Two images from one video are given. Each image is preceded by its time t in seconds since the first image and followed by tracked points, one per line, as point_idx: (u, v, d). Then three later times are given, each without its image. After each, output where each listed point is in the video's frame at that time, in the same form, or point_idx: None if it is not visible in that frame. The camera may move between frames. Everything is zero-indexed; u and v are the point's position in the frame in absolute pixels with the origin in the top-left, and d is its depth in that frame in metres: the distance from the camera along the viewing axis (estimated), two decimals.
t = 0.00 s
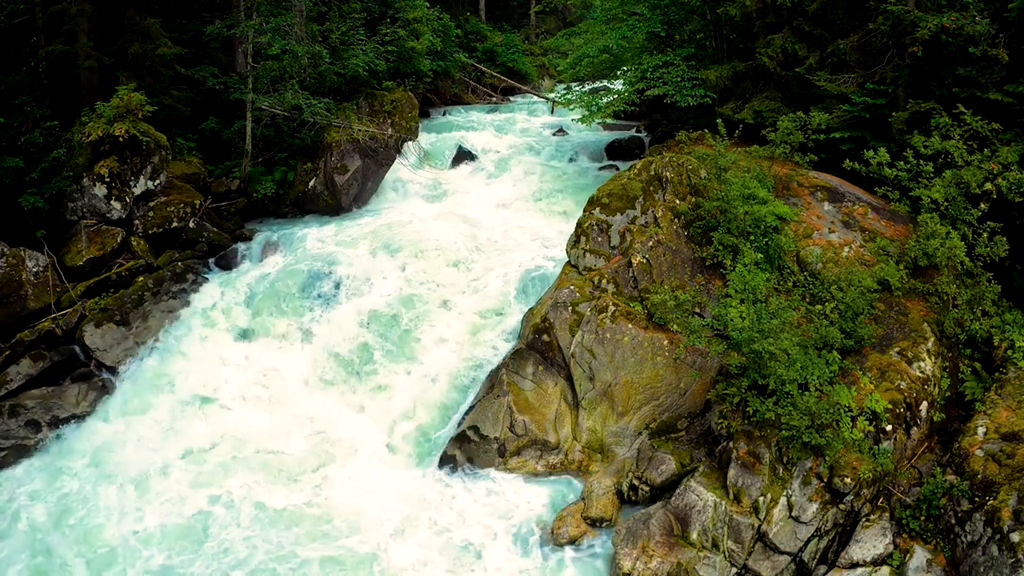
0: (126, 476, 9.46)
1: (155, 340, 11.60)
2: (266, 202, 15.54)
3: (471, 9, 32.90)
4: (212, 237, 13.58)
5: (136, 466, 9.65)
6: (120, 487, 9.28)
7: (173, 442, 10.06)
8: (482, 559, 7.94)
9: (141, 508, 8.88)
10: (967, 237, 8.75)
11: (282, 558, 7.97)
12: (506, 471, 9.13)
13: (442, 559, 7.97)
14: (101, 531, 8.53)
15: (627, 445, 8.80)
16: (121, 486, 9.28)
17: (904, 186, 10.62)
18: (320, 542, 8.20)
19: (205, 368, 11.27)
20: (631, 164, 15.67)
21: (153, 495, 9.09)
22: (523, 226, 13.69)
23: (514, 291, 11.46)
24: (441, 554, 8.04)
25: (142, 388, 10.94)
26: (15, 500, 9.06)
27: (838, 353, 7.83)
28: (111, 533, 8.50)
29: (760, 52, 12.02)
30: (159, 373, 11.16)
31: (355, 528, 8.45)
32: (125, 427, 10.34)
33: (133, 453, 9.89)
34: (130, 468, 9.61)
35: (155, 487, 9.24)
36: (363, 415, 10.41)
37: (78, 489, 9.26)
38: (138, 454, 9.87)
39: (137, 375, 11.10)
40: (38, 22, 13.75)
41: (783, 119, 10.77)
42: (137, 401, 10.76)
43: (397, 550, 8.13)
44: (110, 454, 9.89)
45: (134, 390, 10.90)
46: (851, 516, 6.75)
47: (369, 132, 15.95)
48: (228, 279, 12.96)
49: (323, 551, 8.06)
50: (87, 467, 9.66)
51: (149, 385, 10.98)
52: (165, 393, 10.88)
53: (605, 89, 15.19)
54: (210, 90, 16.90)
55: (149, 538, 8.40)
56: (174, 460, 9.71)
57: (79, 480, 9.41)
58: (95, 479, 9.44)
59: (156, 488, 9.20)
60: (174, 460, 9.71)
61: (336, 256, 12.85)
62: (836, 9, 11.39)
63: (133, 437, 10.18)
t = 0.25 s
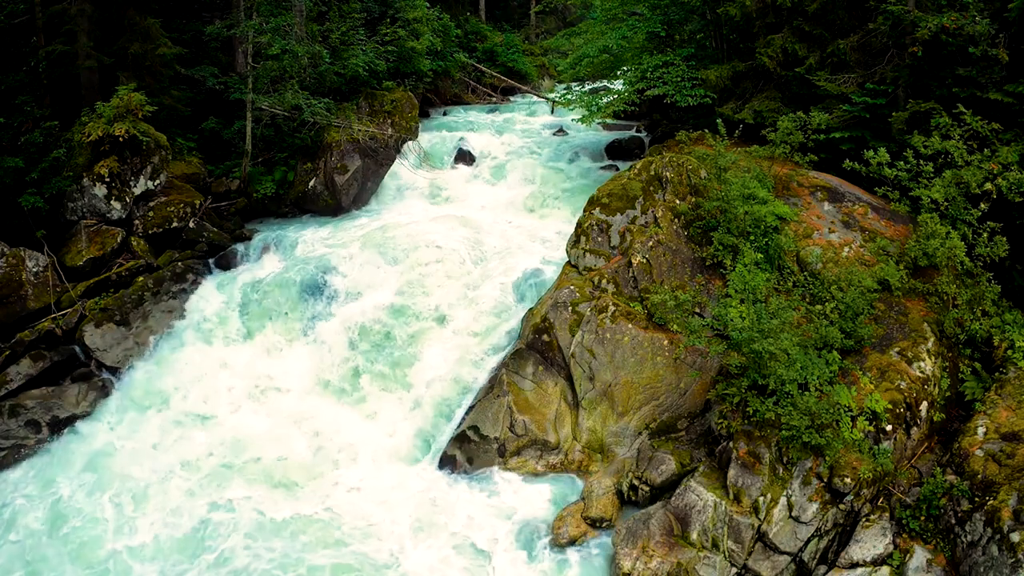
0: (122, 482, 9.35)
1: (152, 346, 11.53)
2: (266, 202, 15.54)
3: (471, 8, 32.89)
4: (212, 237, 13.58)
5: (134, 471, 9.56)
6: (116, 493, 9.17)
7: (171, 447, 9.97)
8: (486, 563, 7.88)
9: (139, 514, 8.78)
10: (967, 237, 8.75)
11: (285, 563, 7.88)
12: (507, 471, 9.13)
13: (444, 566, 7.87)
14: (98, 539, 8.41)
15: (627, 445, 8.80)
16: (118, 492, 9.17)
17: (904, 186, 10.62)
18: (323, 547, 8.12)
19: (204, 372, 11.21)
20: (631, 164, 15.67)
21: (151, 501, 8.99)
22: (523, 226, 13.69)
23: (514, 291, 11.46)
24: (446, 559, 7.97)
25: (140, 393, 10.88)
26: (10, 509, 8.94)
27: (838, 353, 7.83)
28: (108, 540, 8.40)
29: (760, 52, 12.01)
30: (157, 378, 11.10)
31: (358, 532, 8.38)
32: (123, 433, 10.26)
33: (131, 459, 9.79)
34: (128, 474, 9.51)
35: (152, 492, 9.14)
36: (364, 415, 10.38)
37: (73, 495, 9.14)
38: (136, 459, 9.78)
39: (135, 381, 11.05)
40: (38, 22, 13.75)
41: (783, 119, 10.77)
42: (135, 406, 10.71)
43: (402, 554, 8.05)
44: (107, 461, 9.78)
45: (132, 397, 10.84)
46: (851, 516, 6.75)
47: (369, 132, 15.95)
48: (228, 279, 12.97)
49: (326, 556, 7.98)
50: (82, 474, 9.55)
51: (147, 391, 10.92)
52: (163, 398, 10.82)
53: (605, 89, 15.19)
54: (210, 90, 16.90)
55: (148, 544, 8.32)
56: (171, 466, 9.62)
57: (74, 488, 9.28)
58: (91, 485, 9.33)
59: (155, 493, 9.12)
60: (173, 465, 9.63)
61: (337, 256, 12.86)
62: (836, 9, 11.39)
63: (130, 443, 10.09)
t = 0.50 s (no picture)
0: (120, 487, 9.28)
1: (150, 350, 11.46)
2: (266, 202, 15.54)
3: (471, 8, 32.87)
4: (212, 237, 13.58)
5: (132, 476, 9.49)
6: (115, 498, 9.10)
7: (169, 451, 9.91)
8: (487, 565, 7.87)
9: (137, 520, 8.72)
10: (967, 237, 8.75)
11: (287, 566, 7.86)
12: (506, 471, 9.13)
13: (446, 569, 7.86)
14: (97, 544, 8.34)
15: (627, 445, 8.80)
16: (116, 498, 9.10)
17: (903, 186, 10.63)
18: (325, 549, 8.10)
19: (203, 375, 11.16)
20: (631, 164, 15.67)
21: (150, 506, 8.92)
22: (523, 226, 13.69)
23: (514, 290, 11.45)
24: (449, 562, 7.95)
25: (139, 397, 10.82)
26: (9, 515, 8.88)
27: (838, 353, 7.83)
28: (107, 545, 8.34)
29: (760, 52, 12.01)
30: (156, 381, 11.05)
31: (361, 534, 8.36)
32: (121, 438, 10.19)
33: (129, 464, 9.72)
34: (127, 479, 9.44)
35: (151, 497, 9.08)
36: (364, 416, 10.37)
37: (71, 501, 9.07)
38: (134, 463, 9.73)
39: (133, 385, 10.98)
40: (38, 22, 13.75)
41: (783, 119, 10.77)
42: (134, 410, 10.65)
43: (404, 557, 8.04)
44: (104, 466, 9.71)
45: (130, 401, 10.77)
46: (851, 516, 6.75)
47: (369, 132, 15.94)
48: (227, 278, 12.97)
49: (329, 559, 7.97)
50: (79, 480, 9.47)
51: (146, 394, 10.86)
52: (161, 402, 10.76)
53: (605, 89, 15.19)
54: (210, 90, 16.90)
55: (148, 547, 8.28)
56: (170, 470, 9.56)
57: (72, 494, 9.20)
58: (89, 491, 9.25)
59: (155, 497, 9.05)
60: (172, 469, 9.57)
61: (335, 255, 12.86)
62: (836, 9, 11.39)
63: (128, 448, 10.03)
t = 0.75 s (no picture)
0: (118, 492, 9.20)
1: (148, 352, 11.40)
2: (266, 202, 15.55)
3: (471, 8, 32.85)
4: (212, 237, 13.58)
5: (130, 480, 9.42)
6: (113, 503, 9.02)
7: (168, 455, 9.83)
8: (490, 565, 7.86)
9: (136, 525, 8.64)
10: (967, 237, 8.75)
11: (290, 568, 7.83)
12: (506, 471, 9.12)
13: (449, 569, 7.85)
14: (95, 550, 8.26)
15: (627, 445, 8.80)
16: (115, 502, 9.02)
17: (904, 186, 10.62)
18: (329, 550, 8.09)
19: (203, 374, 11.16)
20: (631, 164, 15.67)
21: (149, 510, 8.85)
22: (523, 226, 13.70)
23: (515, 290, 11.44)
24: (452, 562, 7.94)
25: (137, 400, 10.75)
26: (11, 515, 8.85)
27: (838, 353, 7.83)
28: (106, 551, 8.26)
29: (760, 52, 12.01)
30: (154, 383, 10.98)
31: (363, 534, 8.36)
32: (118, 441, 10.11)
33: (126, 468, 9.64)
34: (124, 483, 9.36)
35: (149, 501, 9.01)
36: (365, 416, 10.35)
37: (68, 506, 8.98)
38: (133, 467, 9.65)
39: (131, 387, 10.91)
40: (38, 22, 13.75)
41: (783, 119, 10.77)
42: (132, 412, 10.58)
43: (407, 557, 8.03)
44: (101, 470, 9.61)
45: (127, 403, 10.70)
46: (851, 516, 6.75)
47: (369, 132, 15.95)
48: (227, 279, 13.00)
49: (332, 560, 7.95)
50: (75, 484, 9.37)
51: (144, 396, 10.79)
52: (160, 404, 10.69)
53: (605, 89, 15.20)
54: (210, 90, 16.91)
55: (148, 552, 8.23)
56: (168, 474, 9.49)
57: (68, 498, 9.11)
58: (86, 495, 9.17)
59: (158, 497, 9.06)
60: (171, 472, 9.50)
61: (335, 256, 12.86)
62: (836, 9, 11.39)
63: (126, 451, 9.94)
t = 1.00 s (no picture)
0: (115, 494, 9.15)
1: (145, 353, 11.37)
2: (266, 202, 15.55)
3: (471, 8, 32.84)
4: (212, 237, 13.62)
5: (128, 482, 9.37)
6: (110, 506, 8.97)
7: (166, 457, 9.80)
8: (492, 563, 7.87)
9: (134, 527, 8.59)
10: (967, 238, 8.75)
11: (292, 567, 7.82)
12: (506, 471, 9.12)
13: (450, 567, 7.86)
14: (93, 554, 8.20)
15: (627, 445, 8.80)
16: (112, 505, 8.97)
17: (904, 186, 10.63)
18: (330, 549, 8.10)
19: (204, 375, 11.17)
20: (631, 164, 15.67)
21: (147, 513, 8.81)
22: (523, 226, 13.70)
23: (515, 289, 11.44)
24: (452, 561, 7.94)
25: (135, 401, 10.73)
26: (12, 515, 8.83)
27: (839, 353, 7.83)
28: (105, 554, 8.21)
29: (760, 52, 12.00)
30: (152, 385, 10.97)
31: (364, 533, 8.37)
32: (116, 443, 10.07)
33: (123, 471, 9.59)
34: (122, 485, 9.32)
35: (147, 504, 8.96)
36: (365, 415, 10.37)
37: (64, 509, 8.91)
38: (130, 469, 9.61)
39: (130, 389, 10.90)
40: (38, 22, 13.75)
41: (783, 119, 10.77)
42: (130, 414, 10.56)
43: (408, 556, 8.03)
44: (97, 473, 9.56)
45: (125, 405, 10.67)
46: (851, 516, 6.75)
47: (369, 132, 15.95)
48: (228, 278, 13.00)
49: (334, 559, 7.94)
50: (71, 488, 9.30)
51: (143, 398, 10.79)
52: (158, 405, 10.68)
53: (605, 89, 15.20)
54: (210, 90, 16.90)
55: (148, 553, 8.19)
56: (166, 475, 9.45)
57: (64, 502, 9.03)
58: (82, 498, 9.11)
59: (160, 496, 9.07)
60: (169, 474, 9.48)
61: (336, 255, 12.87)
62: (836, 9, 11.39)
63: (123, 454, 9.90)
